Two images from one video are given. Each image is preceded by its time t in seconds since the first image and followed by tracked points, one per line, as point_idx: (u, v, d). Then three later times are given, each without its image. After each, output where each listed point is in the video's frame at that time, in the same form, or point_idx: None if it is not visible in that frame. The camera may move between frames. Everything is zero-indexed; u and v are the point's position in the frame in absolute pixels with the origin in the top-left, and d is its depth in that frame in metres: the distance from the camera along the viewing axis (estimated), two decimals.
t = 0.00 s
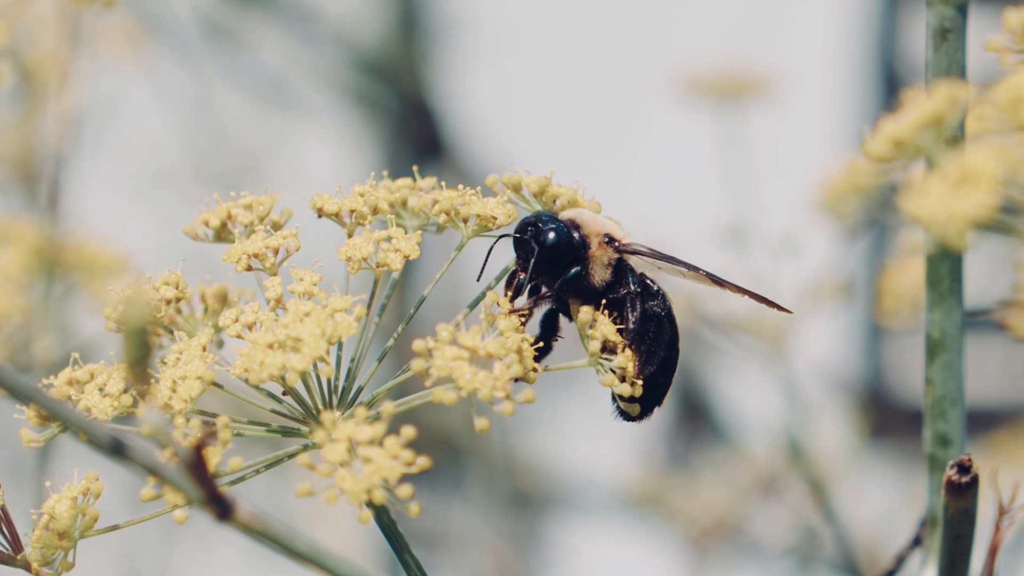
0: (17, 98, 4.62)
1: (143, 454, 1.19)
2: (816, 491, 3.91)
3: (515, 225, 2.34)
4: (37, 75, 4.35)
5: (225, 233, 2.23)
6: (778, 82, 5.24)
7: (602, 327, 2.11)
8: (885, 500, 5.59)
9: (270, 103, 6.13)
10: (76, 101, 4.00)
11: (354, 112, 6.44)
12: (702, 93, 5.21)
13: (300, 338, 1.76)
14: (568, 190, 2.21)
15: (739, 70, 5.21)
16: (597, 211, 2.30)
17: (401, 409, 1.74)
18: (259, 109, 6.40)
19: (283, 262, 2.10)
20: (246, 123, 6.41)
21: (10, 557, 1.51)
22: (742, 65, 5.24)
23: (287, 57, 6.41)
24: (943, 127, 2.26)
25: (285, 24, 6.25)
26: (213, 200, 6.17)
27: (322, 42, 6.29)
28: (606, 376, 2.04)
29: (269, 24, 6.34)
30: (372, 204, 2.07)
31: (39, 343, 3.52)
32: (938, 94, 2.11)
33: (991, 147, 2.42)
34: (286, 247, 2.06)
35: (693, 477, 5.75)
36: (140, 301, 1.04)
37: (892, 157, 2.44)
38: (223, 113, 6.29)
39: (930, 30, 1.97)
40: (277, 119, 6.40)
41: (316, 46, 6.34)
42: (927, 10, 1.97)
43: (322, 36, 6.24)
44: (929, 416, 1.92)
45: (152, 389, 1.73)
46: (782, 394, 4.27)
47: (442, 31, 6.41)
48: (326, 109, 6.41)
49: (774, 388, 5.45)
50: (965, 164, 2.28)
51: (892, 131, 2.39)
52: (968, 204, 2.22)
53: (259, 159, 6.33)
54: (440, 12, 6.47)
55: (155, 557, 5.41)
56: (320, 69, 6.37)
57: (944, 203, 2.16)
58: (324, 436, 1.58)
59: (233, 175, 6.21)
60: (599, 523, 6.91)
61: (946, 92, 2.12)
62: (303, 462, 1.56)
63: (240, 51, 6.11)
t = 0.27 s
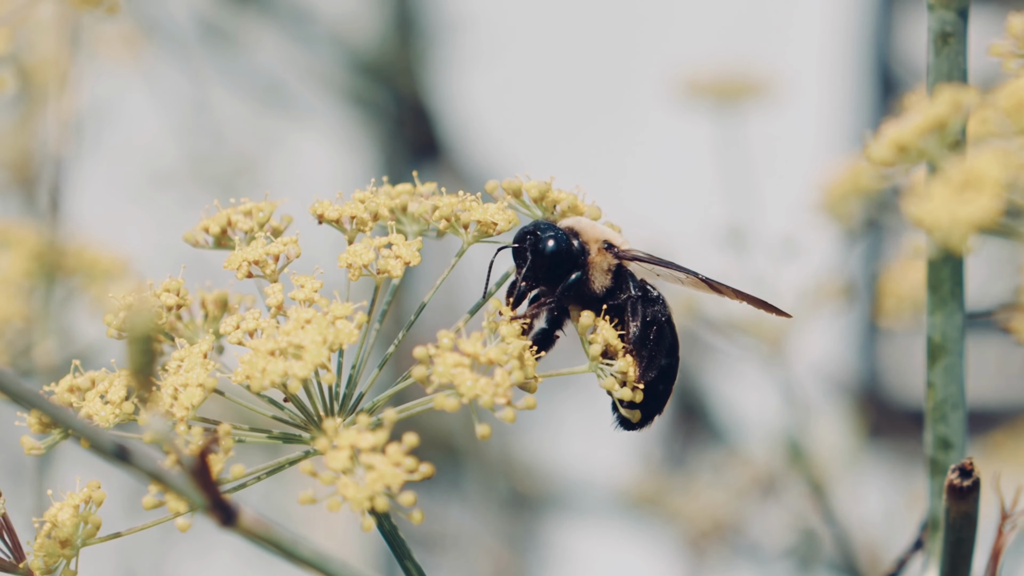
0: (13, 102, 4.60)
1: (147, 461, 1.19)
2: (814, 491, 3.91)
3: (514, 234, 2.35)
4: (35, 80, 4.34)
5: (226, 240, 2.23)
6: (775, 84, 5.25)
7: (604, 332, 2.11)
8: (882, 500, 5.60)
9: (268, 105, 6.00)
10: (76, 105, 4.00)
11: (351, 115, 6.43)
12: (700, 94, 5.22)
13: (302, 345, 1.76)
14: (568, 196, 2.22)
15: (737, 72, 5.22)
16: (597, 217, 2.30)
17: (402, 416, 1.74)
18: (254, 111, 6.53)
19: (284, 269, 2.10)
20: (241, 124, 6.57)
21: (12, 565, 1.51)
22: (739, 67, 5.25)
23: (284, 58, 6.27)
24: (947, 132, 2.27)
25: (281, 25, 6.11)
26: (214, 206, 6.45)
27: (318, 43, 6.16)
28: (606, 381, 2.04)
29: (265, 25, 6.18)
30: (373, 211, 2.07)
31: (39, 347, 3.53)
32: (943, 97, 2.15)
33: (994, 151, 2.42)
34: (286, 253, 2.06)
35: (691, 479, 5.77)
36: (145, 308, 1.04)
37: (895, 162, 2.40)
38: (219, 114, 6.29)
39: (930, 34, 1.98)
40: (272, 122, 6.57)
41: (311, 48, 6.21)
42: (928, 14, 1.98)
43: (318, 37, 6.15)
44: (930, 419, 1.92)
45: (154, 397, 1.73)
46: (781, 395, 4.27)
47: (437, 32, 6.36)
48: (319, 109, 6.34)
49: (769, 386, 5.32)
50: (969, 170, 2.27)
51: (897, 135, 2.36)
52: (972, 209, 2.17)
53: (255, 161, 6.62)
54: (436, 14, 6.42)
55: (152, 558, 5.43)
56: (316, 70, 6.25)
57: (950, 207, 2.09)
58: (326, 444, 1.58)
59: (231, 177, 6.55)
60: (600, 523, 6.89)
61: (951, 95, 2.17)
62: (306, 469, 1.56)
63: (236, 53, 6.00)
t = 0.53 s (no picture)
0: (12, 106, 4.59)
1: (151, 467, 1.19)
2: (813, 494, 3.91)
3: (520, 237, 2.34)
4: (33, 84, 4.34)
5: (230, 244, 2.23)
6: (773, 86, 5.26)
7: (608, 336, 2.11)
8: (880, 502, 5.60)
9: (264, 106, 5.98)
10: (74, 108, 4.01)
11: (347, 115, 6.45)
12: (698, 97, 5.22)
13: (306, 349, 1.76)
14: (571, 201, 2.23)
15: (734, 75, 5.22)
16: (600, 222, 2.31)
17: (406, 420, 1.74)
18: (250, 113, 6.61)
19: (288, 273, 2.11)
20: (238, 125, 6.67)
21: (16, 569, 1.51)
22: (736, 70, 5.27)
23: (279, 59, 6.31)
24: (949, 138, 2.28)
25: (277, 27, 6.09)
26: (218, 212, 6.40)
27: (313, 44, 6.13)
28: (610, 384, 2.04)
29: (260, 26, 6.21)
30: (376, 216, 2.07)
31: (39, 350, 3.54)
32: (943, 107, 2.15)
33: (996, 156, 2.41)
34: (290, 258, 2.06)
35: (688, 482, 5.77)
36: (149, 314, 1.04)
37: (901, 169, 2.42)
38: (215, 116, 6.30)
39: (931, 40, 1.98)
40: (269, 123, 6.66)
41: (307, 49, 6.19)
42: (929, 20, 1.98)
43: (313, 38, 6.08)
44: (931, 424, 1.92)
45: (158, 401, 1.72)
46: (780, 398, 4.27)
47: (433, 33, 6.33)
48: (315, 111, 6.43)
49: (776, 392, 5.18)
50: (973, 178, 2.27)
51: (901, 142, 2.38)
52: (975, 217, 2.16)
53: (252, 163, 6.67)
54: (432, 15, 6.38)
55: (149, 560, 5.42)
56: (311, 72, 6.25)
57: (952, 218, 2.11)
58: (330, 448, 1.58)
59: (226, 178, 6.57)
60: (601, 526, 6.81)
61: (952, 104, 2.17)
62: (310, 473, 1.56)
63: (233, 56, 6.00)
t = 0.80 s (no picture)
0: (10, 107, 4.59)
1: (154, 471, 1.19)
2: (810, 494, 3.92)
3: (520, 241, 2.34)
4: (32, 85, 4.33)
5: (229, 248, 2.23)
6: (770, 88, 5.27)
7: (608, 339, 2.11)
8: (877, 503, 5.61)
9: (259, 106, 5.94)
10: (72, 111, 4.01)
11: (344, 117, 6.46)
12: (695, 99, 5.23)
13: (306, 353, 1.76)
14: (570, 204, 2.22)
15: (732, 77, 5.24)
16: (599, 225, 2.31)
17: (406, 424, 1.74)
18: (247, 112, 6.63)
19: (287, 278, 2.11)
20: (234, 125, 6.67)
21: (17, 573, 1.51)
22: (733, 71, 5.28)
23: (275, 60, 6.32)
24: (951, 142, 2.28)
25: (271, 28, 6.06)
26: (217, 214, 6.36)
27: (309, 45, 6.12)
28: (610, 387, 2.05)
29: (257, 27, 6.23)
30: (376, 220, 2.07)
31: (38, 353, 3.54)
32: (946, 110, 2.13)
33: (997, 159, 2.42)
34: (290, 262, 2.07)
35: (685, 482, 5.79)
36: (153, 318, 1.04)
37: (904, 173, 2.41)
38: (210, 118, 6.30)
39: (930, 43, 1.98)
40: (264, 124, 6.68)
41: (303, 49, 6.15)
42: (928, 23, 1.98)
43: (309, 39, 6.09)
44: (930, 427, 1.92)
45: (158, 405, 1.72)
46: (776, 399, 4.28)
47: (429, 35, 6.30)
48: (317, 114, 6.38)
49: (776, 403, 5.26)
50: (975, 182, 2.27)
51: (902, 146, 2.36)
52: (979, 219, 2.19)
53: (248, 164, 6.67)
54: (426, 17, 6.35)
55: (144, 561, 5.41)
56: (306, 72, 6.24)
57: (954, 221, 2.16)
58: (331, 452, 1.58)
59: (222, 179, 6.57)
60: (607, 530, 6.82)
61: (955, 107, 2.15)
62: (311, 478, 1.56)
63: (229, 57, 6.00)
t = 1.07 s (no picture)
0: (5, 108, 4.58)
1: (153, 473, 1.19)
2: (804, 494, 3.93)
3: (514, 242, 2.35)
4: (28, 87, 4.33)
5: (227, 249, 2.23)
6: (764, 89, 5.28)
7: (604, 337, 2.12)
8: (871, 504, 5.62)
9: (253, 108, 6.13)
10: (68, 111, 4.01)
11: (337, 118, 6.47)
12: (689, 100, 5.25)
13: (305, 354, 1.76)
14: (567, 205, 2.22)
15: (726, 78, 5.25)
16: (596, 225, 2.29)
17: (405, 424, 1.74)
18: (239, 114, 6.68)
19: (285, 278, 2.11)
20: (227, 127, 6.70)
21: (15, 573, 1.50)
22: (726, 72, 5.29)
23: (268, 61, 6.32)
24: (948, 144, 2.29)
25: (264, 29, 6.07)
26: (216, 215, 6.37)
27: (302, 45, 6.12)
28: (607, 386, 2.05)
29: (250, 28, 6.23)
30: (374, 221, 2.07)
31: (33, 354, 3.55)
32: (943, 112, 2.15)
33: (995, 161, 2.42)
34: (288, 263, 2.07)
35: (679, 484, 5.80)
36: (152, 321, 1.04)
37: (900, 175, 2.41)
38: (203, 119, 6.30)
39: (927, 45, 1.99)
40: (257, 126, 6.73)
41: (295, 50, 6.16)
42: (925, 25, 1.99)
43: (302, 40, 6.10)
44: (926, 427, 1.92)
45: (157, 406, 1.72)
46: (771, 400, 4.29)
47: (422, 36, 6.32)
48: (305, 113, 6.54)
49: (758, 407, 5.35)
50: (974, 184, 2.27)
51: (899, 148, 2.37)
52: (976, 222, 2.21)
53: (240, 165, 6.67)
54: (418, 18, 6.37)
55: (137, 560, 5.40)
56: (300, 73, 6.24)
57: (952, 223, 2.18)
58: (330, 452, 1.58)
59: (215, 181, 6.57)
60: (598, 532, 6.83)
61: (952, 109, 2.18)
62: (310, 478, 1.56)
63: (222, 59, 6.00)
